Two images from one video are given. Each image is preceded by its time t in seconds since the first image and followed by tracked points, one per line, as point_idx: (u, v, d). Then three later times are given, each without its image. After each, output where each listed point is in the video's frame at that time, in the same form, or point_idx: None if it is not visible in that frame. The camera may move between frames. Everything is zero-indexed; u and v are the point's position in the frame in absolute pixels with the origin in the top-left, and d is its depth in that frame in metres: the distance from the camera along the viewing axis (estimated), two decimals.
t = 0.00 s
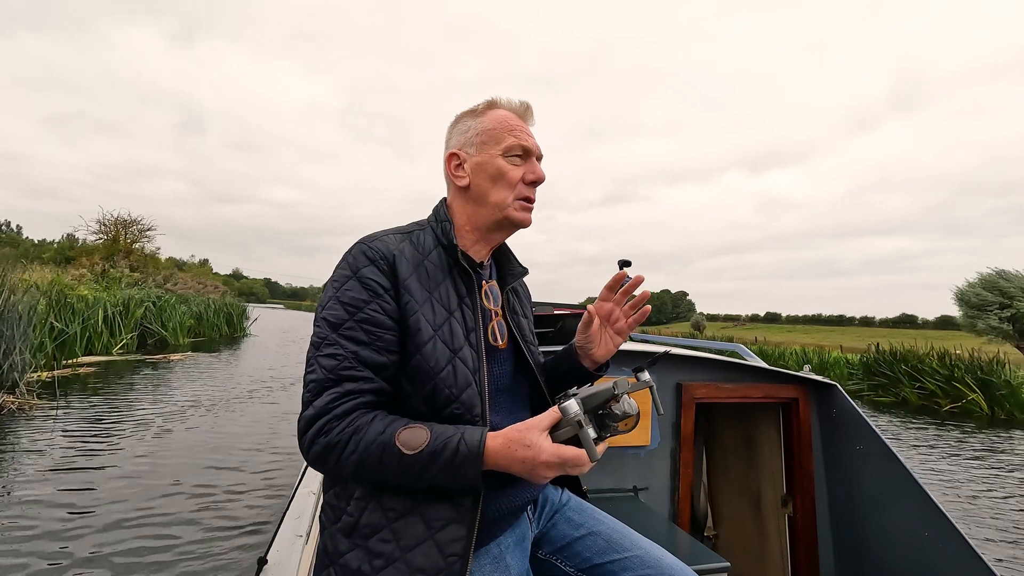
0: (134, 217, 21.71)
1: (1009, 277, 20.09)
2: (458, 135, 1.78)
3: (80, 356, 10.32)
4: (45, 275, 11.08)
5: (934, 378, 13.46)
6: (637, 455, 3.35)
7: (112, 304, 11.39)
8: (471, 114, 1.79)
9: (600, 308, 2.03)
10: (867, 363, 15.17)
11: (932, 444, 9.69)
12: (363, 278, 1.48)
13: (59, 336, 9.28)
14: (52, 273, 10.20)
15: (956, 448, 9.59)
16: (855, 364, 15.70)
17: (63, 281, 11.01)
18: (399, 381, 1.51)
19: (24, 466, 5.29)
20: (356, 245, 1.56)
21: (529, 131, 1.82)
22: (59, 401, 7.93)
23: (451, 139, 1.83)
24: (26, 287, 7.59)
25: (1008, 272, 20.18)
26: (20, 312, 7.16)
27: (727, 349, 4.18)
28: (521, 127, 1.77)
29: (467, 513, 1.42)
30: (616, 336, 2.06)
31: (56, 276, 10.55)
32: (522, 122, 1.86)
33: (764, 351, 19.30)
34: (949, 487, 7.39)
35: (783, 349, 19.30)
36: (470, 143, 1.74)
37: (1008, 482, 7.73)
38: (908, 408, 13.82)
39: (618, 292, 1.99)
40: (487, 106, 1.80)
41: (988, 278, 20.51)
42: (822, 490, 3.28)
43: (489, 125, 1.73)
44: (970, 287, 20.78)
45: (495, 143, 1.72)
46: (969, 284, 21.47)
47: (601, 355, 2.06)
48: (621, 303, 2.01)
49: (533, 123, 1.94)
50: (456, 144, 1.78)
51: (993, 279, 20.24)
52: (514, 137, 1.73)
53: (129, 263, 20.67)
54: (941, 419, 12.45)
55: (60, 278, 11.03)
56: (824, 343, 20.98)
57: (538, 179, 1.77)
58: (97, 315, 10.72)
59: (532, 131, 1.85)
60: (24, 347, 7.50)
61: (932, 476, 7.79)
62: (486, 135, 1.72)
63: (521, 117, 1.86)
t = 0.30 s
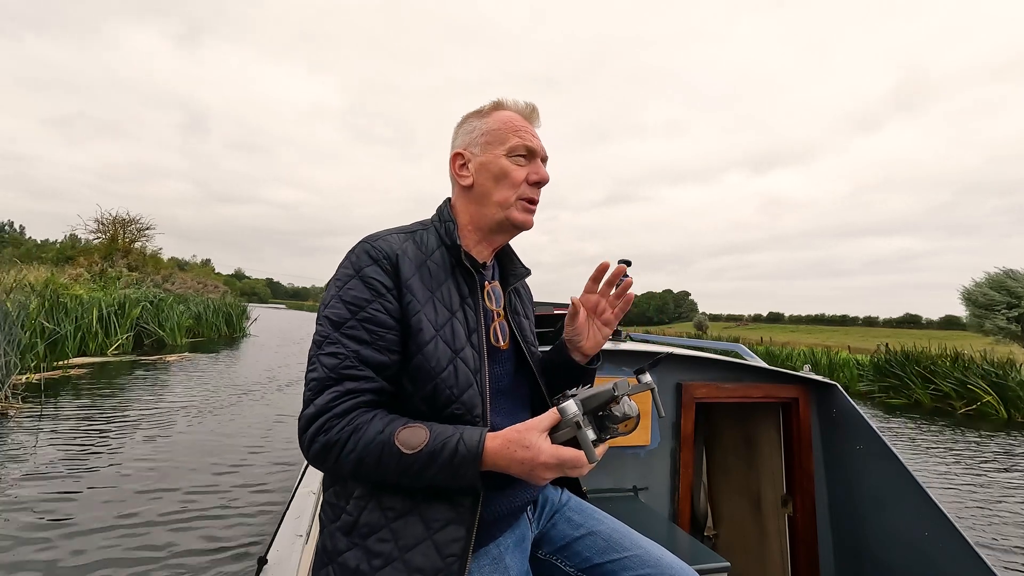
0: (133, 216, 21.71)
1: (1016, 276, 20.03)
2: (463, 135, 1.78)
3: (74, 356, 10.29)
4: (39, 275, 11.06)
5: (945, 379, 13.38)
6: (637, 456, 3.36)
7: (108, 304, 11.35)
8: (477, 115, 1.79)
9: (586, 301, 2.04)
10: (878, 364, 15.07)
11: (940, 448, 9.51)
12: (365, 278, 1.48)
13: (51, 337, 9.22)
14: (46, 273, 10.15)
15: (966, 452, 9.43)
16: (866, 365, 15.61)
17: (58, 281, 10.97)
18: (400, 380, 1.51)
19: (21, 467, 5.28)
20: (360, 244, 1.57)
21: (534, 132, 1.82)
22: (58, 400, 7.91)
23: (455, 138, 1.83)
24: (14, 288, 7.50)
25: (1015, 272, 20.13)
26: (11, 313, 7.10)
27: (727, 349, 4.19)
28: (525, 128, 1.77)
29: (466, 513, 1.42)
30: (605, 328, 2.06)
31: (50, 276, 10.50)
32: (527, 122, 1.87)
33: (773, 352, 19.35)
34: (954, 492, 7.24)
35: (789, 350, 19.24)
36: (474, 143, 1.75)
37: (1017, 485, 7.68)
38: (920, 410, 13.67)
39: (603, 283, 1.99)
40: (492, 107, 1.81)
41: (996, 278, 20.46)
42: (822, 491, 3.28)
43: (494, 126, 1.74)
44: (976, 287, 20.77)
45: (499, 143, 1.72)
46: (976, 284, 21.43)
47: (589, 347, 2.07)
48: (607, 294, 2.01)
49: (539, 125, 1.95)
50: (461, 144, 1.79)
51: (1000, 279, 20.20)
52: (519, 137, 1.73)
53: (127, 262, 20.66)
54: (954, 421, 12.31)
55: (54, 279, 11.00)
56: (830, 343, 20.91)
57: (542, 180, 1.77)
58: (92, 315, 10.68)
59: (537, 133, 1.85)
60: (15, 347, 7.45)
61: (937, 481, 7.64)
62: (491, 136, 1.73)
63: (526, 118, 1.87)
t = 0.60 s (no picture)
0: (132, 216, 21.71)
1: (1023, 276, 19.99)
2: (471, 136, 1.79)
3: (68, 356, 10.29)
4: (33, 276, 11.03)
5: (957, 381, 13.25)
6: (637, 456, 3.36)
7: (103, 304, 11.34)
8: (485, 116, 1.80)
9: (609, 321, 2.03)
10: (887, 365, 14.84)
11: (947, 451, 9.40)
12: (371, 277, 1.49)
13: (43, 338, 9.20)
14: (39, 274, 10.13)
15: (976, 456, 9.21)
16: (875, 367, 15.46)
17: (53, 281, 10.96)
18: (404, 380, 1.51)
19: (18, 468, 5.27)
20: (366, 243, 1.57)
21: (541, 135, 1.83)
22: (57, 400, 7.91)
23: (464, 139, 1.84)
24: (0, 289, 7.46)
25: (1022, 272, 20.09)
26: None
27: (728, 349, 4.19)
28: (533, 131, 1.78)
29: (468, 514, 1.43)
30: (621, 347, 2.08)
31: (44, 277, 10.49)
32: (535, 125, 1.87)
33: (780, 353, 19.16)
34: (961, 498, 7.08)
35: (795, 352, 19.18)
36: (482, 144, 1.75)
37: None
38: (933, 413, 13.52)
39: (629, 307, 1.98)
40: (501, 109, 1.82)
41: (1002, 278, 20.42)
42: (822, 491, 3.27)
43: (503, 127, 1.74)
44: (983, 287, 20.74)
45: (507, 145, 1.73)
46: (982, 284, 21.41)
47: (605, 364, 2.07)
48: (631, 317, 2.01)
49: (546, 127, 1.96)
50: (469, 144, 1.80)
51: (1007, 280, 20.17)
52: (526, 139, 1.74)
53: (125, 262, 20.65)
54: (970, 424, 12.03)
55: (48, 279, 10.98)
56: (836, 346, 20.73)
57: (548, 182, 1.77)
58: (86, 316, 10.65)
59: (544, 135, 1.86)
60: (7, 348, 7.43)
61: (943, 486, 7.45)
62: (499, 137, 1.73)
63: (534, 121, 1.87)
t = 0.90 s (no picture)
0: (130, 215, 21.62)
1: None
2: (474, 135, 1.79)
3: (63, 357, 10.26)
4: (27, 276, 11.00)
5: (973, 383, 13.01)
6: (638, 456, 3.36)
7: (98, 304, 11.30)
8: (490, 116, 1.80)
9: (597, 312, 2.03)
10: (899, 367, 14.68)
11: (955, 452, 9.35)
12: (373, 275, 1.49)
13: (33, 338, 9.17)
14: (32, 274, 10.10)
15: (985, 457, 9.12)
16: (887, 367, 15.34)
17: (47, 282, 10.93)
18: (405, 377, 1.51)
19: (14, 472, 5.26)
20: (367, 241, 1.58)
21: (545, 136, 1.83)
22: (54, 400, 7.90)
23: (467, 138, 1.84)
24: None
25: None
26: None
27: (728, 349, 4.19)
28: (536, 132, 1.78)
29: (469, 512, 1.43)
30: (613, 337, 2.08)
31: (37, 277, 10.46)
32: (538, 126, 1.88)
33: (787, 355, 18.84)
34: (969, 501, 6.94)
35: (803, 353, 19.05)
36: (485, 144, 1.76)
37: None
38: (947, 414, 13.28)
39: (616, 295, 1.98)
40: (505, 110, 1.83)
41: (1011, 277, 20.35)
42: (822, 491, 3.27)
43: (507, 127, 1.75)
44: (991, 287, 20.70)
45: (510, 145, 1.73)
46: (990, 283, 21.36)
47: (599, 356, 2.07)
48: (619, 305, 2.01)
49: (549, 130, 1.96)
50: (472, 143, 1.80)
51: (1015, 278, 20.12)
52: (529, 140, 1.74)
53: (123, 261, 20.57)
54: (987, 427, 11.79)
55: (43, 279, 10.96)
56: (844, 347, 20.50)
57: (549, 184, 1.78)
58: (82, 316, 10.62)
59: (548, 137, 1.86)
60: None
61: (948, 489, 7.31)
62: (502, 137, 1.74)
63: (537, 123, 1.88)
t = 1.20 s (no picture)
0: (130, 215, 21.59)
1: None
2: (471, 135, 1.82)
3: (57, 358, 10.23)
4: (21, 276, 10.97)
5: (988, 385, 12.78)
6: (637, 455, 3.36)
7: (94, 304, 11.28)
8: (488, 117, 1.82)
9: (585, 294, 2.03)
10: (912, 369, 14.57)
11: (965, 456, 9.29)
12: (370, 274, 1.49)
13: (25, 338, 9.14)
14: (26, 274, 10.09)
15: (995, 461, 9.05)
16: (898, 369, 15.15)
17: (42, 282, 10.91)
18: (402, 376, 1.52)
19: (13, 468, 5.26)
20: (364, 241, 1.58)
21: (540, 137, 1.83)
22: (51, 400, 7.90)
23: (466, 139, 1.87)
24: None
25: None
26: None
27: (727, 349, 4.19)
28: (529, 132, 1.78)
29: (468, 509, 1.43)
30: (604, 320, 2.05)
31: (32, 278, 10.45)
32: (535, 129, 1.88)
33: (795, 356, 18.68)
34: (975, 508, 6.76)
35: (810, 355, 18.94)
36: (480, 143, 1.77)
37: None
38: (961, 418, 13.04)
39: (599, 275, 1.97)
40: (502, 112, 1.85)
41: (1019, 277, 20.33)
42: (822, 490, 3.27)
43: (500, 127, 1.76)
44: (999, 287, 20.66)
45: (501, 144, 1.74)
46: (997, 283, 21.32)
47: (592, 338, 2.06)
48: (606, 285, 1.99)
49: (551, 133, 1.96)
50: (468, 144, 1.83)
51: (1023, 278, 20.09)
52: (520, 140, 1.75)
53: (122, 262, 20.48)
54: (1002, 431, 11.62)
55: (38, 279, 10.91)
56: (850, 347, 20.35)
57: (539, 183, 1.76)
58: (76, 316, 10.56)
59: (545, 139, 1.86)
60: None
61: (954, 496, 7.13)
62: (494, 136, 1.75)
63: (536, 125, 1.88)
